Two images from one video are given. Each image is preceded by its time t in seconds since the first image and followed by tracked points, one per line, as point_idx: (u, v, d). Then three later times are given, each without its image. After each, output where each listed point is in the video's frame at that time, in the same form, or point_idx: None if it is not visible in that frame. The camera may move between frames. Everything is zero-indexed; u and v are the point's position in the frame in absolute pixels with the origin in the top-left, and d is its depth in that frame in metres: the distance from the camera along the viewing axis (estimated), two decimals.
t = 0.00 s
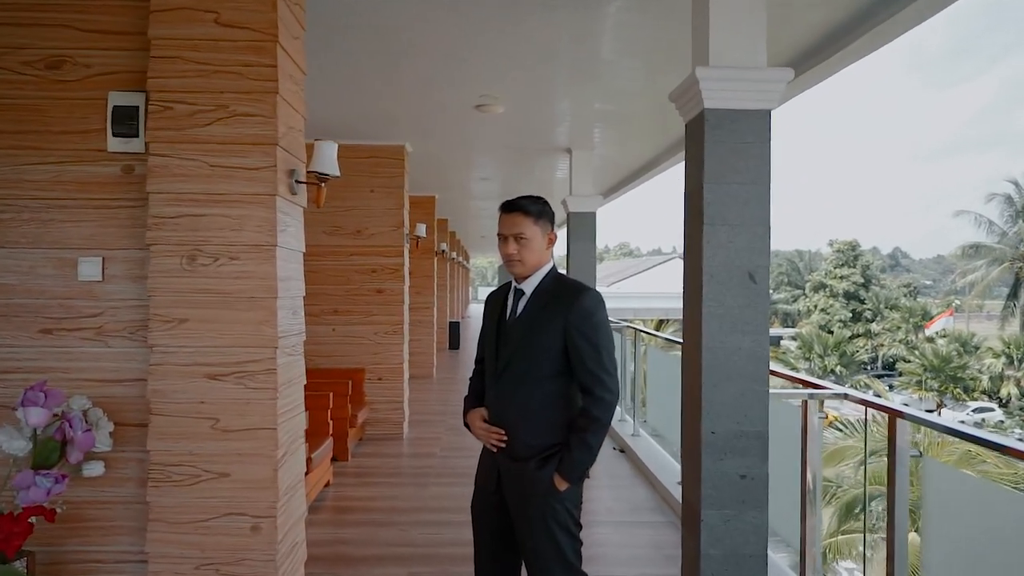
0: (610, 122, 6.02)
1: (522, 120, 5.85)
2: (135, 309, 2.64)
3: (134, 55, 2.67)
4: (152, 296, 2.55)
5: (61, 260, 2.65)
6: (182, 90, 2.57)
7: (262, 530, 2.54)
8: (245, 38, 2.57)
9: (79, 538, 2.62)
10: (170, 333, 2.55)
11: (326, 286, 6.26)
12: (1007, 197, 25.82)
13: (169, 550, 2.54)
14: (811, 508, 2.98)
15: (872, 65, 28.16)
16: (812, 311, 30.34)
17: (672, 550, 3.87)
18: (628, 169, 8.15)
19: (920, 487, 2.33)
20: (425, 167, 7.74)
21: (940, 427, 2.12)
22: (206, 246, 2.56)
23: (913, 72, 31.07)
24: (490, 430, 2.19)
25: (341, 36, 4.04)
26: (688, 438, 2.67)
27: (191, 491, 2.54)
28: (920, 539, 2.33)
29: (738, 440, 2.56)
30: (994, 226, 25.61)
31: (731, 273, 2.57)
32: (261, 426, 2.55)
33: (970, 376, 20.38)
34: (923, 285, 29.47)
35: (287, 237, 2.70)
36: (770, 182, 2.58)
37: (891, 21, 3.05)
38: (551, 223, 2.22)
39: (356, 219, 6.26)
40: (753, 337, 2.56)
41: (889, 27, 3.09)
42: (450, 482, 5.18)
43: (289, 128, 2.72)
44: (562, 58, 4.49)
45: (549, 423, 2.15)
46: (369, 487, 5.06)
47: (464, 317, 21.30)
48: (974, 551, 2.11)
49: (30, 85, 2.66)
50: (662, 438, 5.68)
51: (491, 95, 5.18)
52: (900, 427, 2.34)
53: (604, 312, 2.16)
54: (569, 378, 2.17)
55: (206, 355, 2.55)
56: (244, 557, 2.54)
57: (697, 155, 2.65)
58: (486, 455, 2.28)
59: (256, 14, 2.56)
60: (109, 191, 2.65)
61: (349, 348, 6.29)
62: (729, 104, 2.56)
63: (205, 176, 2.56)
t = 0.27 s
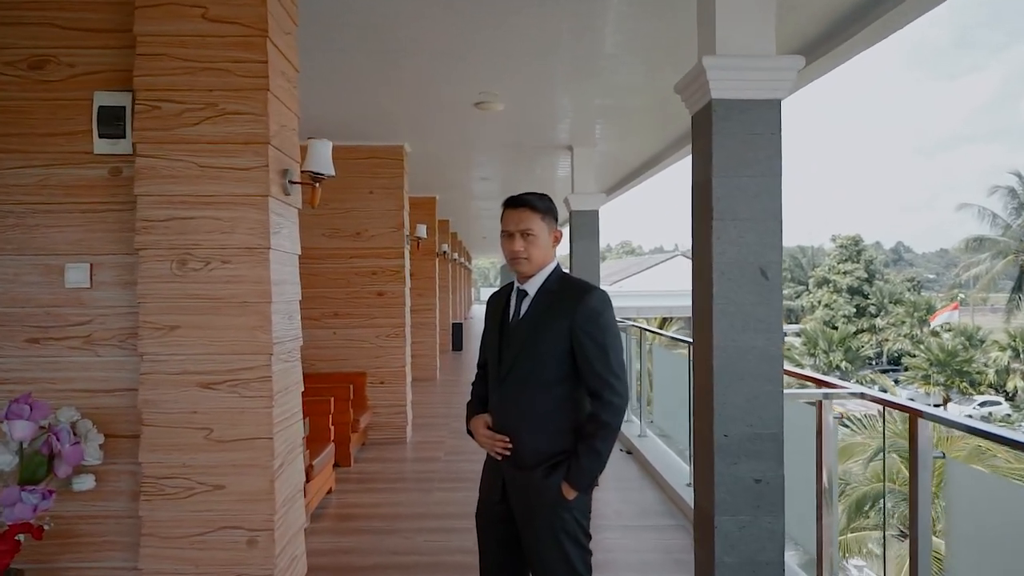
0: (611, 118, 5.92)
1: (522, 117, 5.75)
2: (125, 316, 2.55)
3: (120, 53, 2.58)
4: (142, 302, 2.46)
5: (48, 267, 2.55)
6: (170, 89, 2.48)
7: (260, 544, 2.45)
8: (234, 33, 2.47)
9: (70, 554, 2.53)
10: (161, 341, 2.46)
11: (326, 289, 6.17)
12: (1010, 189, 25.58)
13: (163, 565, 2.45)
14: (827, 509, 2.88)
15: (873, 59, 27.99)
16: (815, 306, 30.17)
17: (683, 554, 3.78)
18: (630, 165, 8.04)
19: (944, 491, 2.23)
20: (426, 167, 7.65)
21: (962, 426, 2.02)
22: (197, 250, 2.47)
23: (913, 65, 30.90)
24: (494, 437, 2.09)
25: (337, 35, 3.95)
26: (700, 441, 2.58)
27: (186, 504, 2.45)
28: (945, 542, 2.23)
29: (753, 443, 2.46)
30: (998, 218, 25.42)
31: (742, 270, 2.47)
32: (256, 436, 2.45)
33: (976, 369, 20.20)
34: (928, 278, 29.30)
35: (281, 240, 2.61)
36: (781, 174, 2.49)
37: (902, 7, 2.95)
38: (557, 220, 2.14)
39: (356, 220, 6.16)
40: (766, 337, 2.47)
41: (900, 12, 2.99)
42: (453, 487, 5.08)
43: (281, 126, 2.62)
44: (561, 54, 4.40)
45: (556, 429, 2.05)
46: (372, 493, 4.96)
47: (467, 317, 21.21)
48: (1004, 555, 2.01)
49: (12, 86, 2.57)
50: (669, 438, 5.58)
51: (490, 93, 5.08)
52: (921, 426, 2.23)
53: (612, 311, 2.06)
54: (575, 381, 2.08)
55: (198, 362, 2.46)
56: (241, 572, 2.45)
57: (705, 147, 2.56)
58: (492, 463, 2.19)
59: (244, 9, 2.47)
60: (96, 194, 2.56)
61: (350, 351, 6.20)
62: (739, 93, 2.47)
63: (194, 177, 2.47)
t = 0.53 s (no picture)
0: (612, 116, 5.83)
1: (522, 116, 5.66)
2: (114, 324, 2.46)
3: (106, 51, 2.49)
4: (131, 310, 2.37)
5: (33, 274, 2.46)
6: (157, 88, 2.39)
7: (256, 559, 2.36)
8: (223, 29, 2.38)
9: (60, 572, 2.44)
10: (151, 350, 2.37)
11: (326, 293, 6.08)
12: (1013, 181, 25.31)
13: None
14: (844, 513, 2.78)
15: (873, 53, 27.85)
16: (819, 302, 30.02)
17: (694, 559, 3.68)
18: (631, 163, 7.93)
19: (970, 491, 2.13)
20: (425, 167, 7.56)
21: (981, 424, 1.91)
22: (188, 255, 2.38)
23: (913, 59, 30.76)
24: (499, 446, 2.00)
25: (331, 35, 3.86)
26: (713, 445, 2.49)
27: (179, 518, 2.36)
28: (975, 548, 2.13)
29: (768, 447, 2.37)
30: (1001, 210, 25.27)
31: (754, 267, 2.38)
32: (251, 448, 2.36)
33: (982, 363, 20.07)
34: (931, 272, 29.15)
35: (274, 243, 2.52)
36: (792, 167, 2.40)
37: None
38: (561, 218, 2.06)
39: (355, 222, 6.07)
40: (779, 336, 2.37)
41: None
42: (457, 492, 4.99)
43: (274, 125, 2.53)
44: (562, 52, 4.31)
45: (563, 436, 1.96)
46: (375, 500, 4.87)
47: (468, 318, 21.09)
48: None
49: None
50: (677, 440, 5.48)
51: (489, 91, 4.99)
52: (943, 429, 2.13)
53: (620, 312, 1.96)
54: (583, 386, 1.98)
55: (190, 372, 2.37)
56: None
57: (712, 140, 2.46)
58: (496, 472, 2.09)
59: (233, 3, 2.38)
60: (83, 198, 2.47)
61: (351, 355, 6.11)
62: (748, 84, 2.37)
63: (183, 179, 2.38)
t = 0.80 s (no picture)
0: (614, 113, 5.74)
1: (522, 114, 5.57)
2: (103, 334, 2.37)
3: (93, 50, 2.40)
4: (120, 318, 2.28)
5: (19, 282, 2.37)
6: (144, 88, 2.30)
7: None
8: (212, 25, 2.30)
9: None
10: (142, 359, 2.28)
11: (325, 297, 5.99)
12: (1017, 174, 25.09)
13: None
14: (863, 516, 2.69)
15: (874, 48, 27.72)
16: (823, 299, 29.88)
17: (706, 564, 3.59)
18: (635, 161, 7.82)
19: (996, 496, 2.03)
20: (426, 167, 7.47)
21: (1007, 427, 1.81)
22: (178, 260, 2.29)
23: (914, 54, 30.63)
24: (504, 456, 1.91)
25: (327, 34, 3.78)
26: (726, 451, 2.40)
27: (173, 534, 2.28)
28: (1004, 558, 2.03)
29: (784, 452, 2.28)
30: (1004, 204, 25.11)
31: (767, 266, 2.29)
32: (247, 459, 2.27)
33: (988, 358, 19.94)
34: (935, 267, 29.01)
35: (268, 247, 2.43)
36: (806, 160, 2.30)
37: None
38: (568, 217, 1.97)
39: (354, 225, 5.97)
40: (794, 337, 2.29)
41: None
42: (462, 498, 4.89)
43: (266, 124, 2.44)
44: (562, 50, 4.23)
45: (571, 446, 1.86)
46: (378, 508, 4.78)
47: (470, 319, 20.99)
48: None
49: None
50: (684, 442, 5.38)
51: (489, 90, 4.90)
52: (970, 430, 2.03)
53: (628, 314, 1.87)
54: (591, 392, 1.89)
55: (182, 382, 2.28)
56: None
57: (721, 134, 2.37)
58: (502, 483, 2.00)
59: None
60: (70, 203, 2.38)
61: (352, 359, 6.02)
62: (758, 75, 2.28)
63: (173, 182, 2.29)
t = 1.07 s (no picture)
0: (616, 111, 5.64)
1: (523, 113, 5.47)
2: (92, 342, 2.28)
3: (78, 48, 2.31)
4: (109, 326, 2.19)
5: (5, 290, 2.29)
6: (132, 86, 2.21)
7: None
8: (200, 20, 2.21)
9: None
10: (131, 369, 2.19)
11: (325, 300, 5.91)
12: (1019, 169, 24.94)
13: None
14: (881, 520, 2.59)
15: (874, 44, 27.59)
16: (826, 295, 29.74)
17: (717, 570, 3.50)
18: (638, 158, 7.72)
19: None
20: (427, 168, 7.38)
21: None
22: (169, 265, 2.21)
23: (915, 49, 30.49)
24: (510, 467, 1.82)
25: (324, 33, 3.69)
26: (740, 457, 2.31)
27: (166, 550, 2.19)
28: None
29: (801, 457, 2.19)
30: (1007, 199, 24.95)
31: (781, 264, 2.20)
32: (242, 471, 2.18)
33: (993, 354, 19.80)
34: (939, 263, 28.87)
35: (262, 250, 2.34)
36: (820, 153, 2.21)
37: None
38: (573, 216, 1.89)
39: (353, 226, 5.88)
40: (809, 338, 2.20)
41: None
42: (466, 503, 4.80)
43: (258, 123, 2.35)
44: (563, 47, 4.14)
45: (580, 456, 1.77)
46: (382, 514, 4.68)
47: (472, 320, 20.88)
48: None
49: None
50: (691, 443, 5.28)
51: (488, 89, 4.80)
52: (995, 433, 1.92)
53: (638, 316, 1.77)
54: (601, 398, 1.80)
55: (174, 392, 2.19)
56: None
57: (731, 127, 2.28)
58: (507, 493, 1.91)
59: None
60: (55, 207, 2.29)
61: (353, 363, 5.93)
62: (770, 63, 2.19)
63: (162, 184, 2.21)
